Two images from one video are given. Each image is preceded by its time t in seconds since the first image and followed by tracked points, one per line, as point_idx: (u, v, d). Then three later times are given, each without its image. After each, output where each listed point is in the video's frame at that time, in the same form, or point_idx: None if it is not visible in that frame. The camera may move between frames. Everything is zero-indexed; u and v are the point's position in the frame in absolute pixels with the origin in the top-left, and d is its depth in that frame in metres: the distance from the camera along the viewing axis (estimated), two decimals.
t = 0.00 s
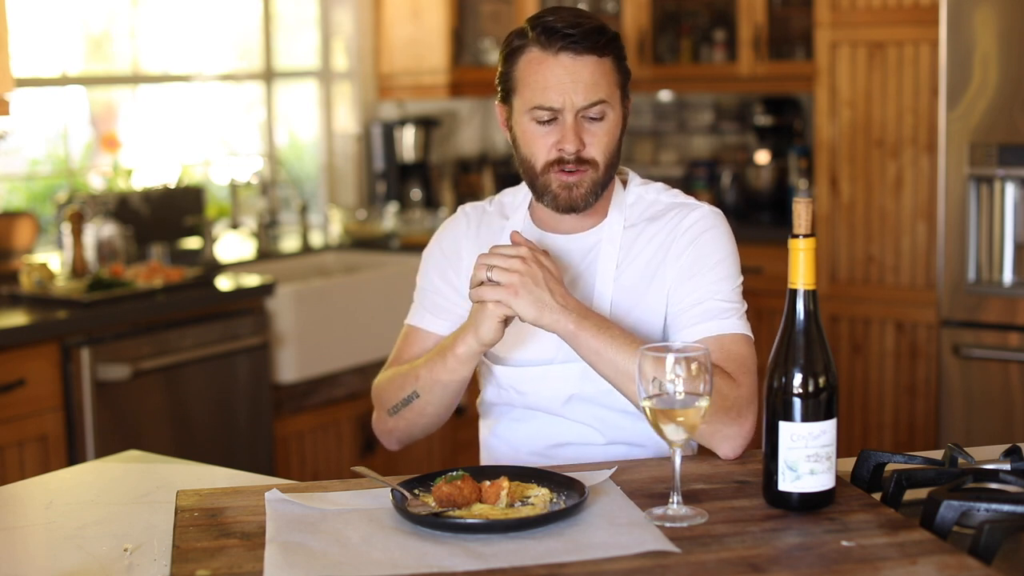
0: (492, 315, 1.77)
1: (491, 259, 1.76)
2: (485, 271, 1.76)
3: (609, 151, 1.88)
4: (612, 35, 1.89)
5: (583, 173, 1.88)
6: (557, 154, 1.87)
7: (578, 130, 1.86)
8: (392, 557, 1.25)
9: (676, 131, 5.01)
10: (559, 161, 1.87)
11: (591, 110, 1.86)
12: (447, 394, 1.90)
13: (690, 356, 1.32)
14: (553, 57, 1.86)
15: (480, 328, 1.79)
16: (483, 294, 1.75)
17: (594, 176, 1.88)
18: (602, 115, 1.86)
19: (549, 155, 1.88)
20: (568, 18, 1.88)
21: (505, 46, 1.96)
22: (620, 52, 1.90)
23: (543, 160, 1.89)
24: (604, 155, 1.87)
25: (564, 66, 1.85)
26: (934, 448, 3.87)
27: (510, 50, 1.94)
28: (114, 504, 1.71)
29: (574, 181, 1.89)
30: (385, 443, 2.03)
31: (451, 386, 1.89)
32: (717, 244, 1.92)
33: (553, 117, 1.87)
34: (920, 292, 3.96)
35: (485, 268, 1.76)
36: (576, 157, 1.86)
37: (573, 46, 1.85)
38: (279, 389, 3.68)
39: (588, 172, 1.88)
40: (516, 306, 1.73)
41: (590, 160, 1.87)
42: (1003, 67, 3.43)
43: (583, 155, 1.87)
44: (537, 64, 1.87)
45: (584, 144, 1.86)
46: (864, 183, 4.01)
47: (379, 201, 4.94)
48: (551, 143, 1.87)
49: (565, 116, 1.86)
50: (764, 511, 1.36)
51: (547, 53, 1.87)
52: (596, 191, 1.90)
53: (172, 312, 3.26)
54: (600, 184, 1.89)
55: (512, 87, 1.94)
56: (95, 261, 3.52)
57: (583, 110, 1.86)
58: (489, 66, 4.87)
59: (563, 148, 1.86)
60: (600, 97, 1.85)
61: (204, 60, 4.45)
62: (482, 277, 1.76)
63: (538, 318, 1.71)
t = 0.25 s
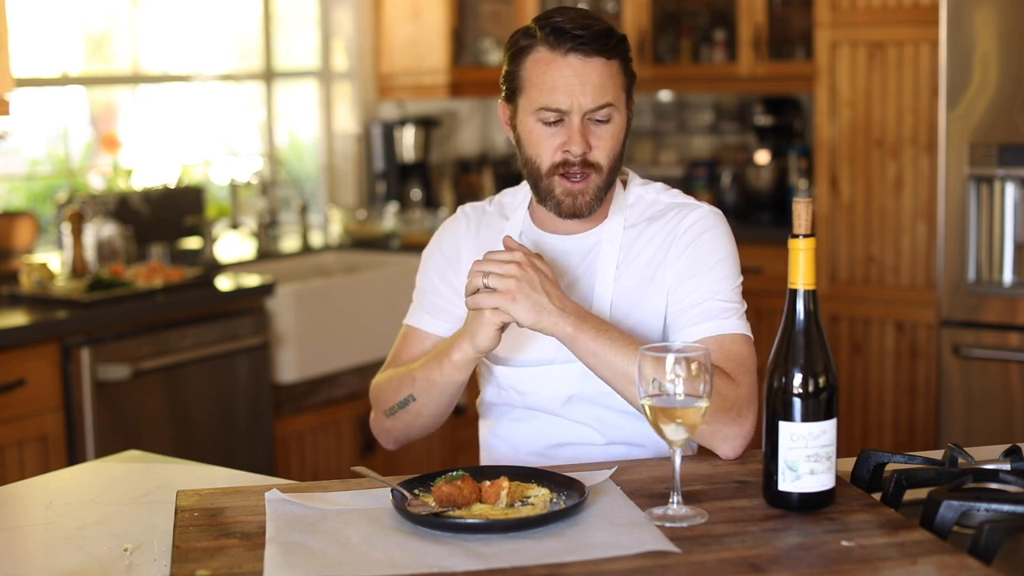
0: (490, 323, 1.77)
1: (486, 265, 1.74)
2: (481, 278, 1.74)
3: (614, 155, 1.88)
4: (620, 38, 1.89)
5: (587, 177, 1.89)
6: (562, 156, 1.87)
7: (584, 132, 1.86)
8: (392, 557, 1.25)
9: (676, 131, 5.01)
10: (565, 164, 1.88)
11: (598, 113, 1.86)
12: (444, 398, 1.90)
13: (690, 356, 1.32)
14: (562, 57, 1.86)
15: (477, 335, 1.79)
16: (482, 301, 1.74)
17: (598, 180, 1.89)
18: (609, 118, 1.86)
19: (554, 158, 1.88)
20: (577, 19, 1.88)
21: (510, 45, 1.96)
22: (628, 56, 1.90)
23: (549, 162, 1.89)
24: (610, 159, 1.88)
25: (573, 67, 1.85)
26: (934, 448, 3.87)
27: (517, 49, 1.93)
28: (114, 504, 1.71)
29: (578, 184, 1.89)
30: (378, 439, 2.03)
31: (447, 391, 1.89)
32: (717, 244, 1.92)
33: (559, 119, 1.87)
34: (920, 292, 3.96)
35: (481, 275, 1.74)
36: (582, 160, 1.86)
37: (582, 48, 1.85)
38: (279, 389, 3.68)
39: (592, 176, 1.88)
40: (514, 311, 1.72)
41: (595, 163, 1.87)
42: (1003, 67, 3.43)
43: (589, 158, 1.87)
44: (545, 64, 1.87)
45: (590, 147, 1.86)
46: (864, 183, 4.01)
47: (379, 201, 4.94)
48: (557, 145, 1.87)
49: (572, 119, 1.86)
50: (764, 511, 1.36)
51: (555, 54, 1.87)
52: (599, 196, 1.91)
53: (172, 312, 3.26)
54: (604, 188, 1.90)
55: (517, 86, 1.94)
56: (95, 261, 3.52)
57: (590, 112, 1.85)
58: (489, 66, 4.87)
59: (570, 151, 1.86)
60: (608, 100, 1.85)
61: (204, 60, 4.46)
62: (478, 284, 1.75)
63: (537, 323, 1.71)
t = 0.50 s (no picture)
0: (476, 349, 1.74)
1: (478, 279, 1.74)
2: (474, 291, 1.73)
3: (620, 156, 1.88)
4: (625, 40, 1.89)
5: (592, 177, 1.88)
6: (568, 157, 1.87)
7: (590, 134, 1.86)
8: (392, 557, 1.25)
9: (676, 131, 5.01)
10: (570, 165, 1.87)
11: (604, 115, 1.86)
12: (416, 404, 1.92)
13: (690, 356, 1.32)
14: (568, 59, 1.86)
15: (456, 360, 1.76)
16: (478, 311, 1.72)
17: (603, 181, 1.88)
18: (614, 120, 1.86)
19: (559, 159, 1.88)
20: (583, 21, 1.88)
21: (516, 45, 1.96)
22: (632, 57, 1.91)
23: (554, 163, 1.88)
24: (615, 160, 1.87)
25: (579, 69, 1.85)
26: (934, 448, 3.87)
27: (523, 50, 1.94)
28: (114, 504, 1.71)
29: (583, 185, 1.89)
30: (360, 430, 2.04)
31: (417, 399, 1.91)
32: (717, 244, 1.92)
33: (565, 120, 1.87)
34: (920, 292, 3.96)
35: (474, 289, 1.73)
36: (588, 161, 1.86)
37: (588, 49, 1.85)
38: (279, 389, 3.68)
39: (597, 177, 1.88)
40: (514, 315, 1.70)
41: (600, 164, 1.87)
42: (1003, 67, 3.43)
43: (594, 160, 1.87)
44: (551, 65, 1.88)
45: (595, 148, 1.86)
46: (864, 183, 4.01)
47: (379, 200, 4.94)
48: (563, 146, 1.87)
49: (578, 120, 1.86)
50: (764, 511, 1.36)
51: (562, 55, 1.87)
52: (604, 196, 1.90)
53: (172, 312, 3.26)
54: (609, 189, 1.90)
55: (523, 86, 1.94)
56: (95, 261, 3.52)
57: (596, 114, 1.85)
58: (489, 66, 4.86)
59: (575, 152, 1.86)
60: (614, 101, 1.85)
61: (204, 60, 4.45)
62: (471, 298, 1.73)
63: (538, 325, 1.69)
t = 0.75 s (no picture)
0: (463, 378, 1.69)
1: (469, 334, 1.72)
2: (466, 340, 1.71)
3: (577, 182, 1.88)
4: (585, 62, 1.86)
5: (551, 204, 1.89)
6: (524, 186, 1.87)
7: (545, 163, 1.86)
8: (392, 557, 1.25)
9: (676, 131, 5.01)
10: (527, 193, 1.88)
11: (559, 143, 1.85)
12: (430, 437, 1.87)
13: (690, 356, 1.32)
14: (521, 88, 1.84)
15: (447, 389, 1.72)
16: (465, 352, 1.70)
17: (561, 207, 1.90)
18: (571, 147, 1.86)
19: (516, 187, 1.88)
20: (540, 46, 1.85)
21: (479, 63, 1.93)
22: (595, 78, 1.88)
23: (510, 190, 1.89)
24: (573, 186, 1.88)
25: (533, 99, 1.83)
26: (934, 448, 3.87)
27: (481, 72, 1.91)
28: (114, 504, 1.71)
29: (541, 213, 1.90)
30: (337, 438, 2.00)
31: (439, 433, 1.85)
32: (696, 239, 1.93)
33: (520, 149, 1.86)
34: (920, 292, 3.96)
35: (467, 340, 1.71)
36: (543, 190, 1.87)
37: (542, 78, 1.83)
38: (279, 389, 3.68)
39: (555, 204, 1.89)
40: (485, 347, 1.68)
41: (558, 192, 1.88)
42: (1003, 67, 3.43)
43: (551, 187, 1.87)
44: (505, 93, 1.85)
45: (552, 176, 1.87)
46: (864, 183, 4.01)
47: (380, 200, 4.94)
48: (518, 175, 1.87)
49: (532, 149, 1.85)
50: (764, 511, 1.36)
51: (515, 83, 1.84)
52: (564, 222, 1.92)
53: (172, 312, 3.26)
54: (567, 214, 1.91)
55: (483, 109, 1.92)
56: (95, 261, 3.52)
57: (551, 143, 1.85)
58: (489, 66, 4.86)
59: (530, 181, 1.87)
60: (569, 130, 1.84)
61: (204, 60, 4.45)
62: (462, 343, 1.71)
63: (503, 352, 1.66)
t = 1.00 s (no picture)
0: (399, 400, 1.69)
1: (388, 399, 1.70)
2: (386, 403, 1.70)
3: (587, 176, 1.88)
4: (594, 57, 1.88)
5: (561, 200, 1.89)
6: (534, 180, 1.87)
7: (556, 156, 1.86)
8: (392, 557, 1.25)
9: (676, 131, 5.01)
10: (537, 188, 1.88)
11: (570, 136, 1.85)
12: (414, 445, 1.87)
13: (690, 356, 1.32)
14: (532, 81, 1.85)
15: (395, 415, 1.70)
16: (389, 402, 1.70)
17: (571, 203, 1.90)
18: (582, 140, 1.86)
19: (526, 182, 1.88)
20: (549, 40, 1.86)
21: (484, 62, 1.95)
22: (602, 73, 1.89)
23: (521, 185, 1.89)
24: (583, 181, 1.88)
25: (543, 91, 1.84)
26: (934, 448, 3.87)
27: (489, 70, 1.92)
28: (114, 504, 1.71)
29: (551, 207, 1.90)
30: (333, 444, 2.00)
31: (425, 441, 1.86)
32: (695, 239, 1.93)
33: (530, 143, 1.86)
34: (920, 292, 3.96)
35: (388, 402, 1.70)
36: (555, 184, 1.87)
37: (552, 71, 1.84)
38: (279, 389, 3.68)
39: (565, 199, 1.89)
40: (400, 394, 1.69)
41: (568, 186, 1.88)
42: (1003, 67, 3.43)
43: (562, 182, 1.87)
44: (515, 87, 1.86)
45: (563, 170, 1.86)
46: (864, 183, 4.01)
47: (379, 200, 4.94)
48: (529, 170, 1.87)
49: (543, 143, 1.86)
50: (764, 511, 1.36)
51: (525, 77, 1.86)
52: (574, 217, 1.92)
53: (172, 312, 3.26)
54: (577, 210, 1.91)
55: (491, 107, 1.93)
56: (95, 261, 3.52)
57: (562, 136, 1.85)
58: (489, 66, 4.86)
59: (541, 175, 1.87)
60: (580, 122, 1.85)
61: (204, 60, 4.45)
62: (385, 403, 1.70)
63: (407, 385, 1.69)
